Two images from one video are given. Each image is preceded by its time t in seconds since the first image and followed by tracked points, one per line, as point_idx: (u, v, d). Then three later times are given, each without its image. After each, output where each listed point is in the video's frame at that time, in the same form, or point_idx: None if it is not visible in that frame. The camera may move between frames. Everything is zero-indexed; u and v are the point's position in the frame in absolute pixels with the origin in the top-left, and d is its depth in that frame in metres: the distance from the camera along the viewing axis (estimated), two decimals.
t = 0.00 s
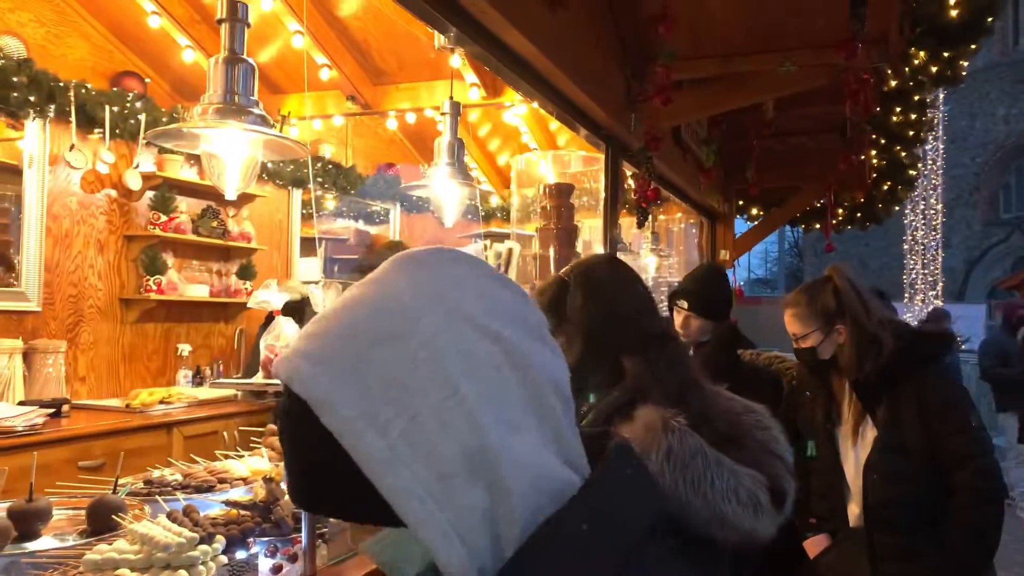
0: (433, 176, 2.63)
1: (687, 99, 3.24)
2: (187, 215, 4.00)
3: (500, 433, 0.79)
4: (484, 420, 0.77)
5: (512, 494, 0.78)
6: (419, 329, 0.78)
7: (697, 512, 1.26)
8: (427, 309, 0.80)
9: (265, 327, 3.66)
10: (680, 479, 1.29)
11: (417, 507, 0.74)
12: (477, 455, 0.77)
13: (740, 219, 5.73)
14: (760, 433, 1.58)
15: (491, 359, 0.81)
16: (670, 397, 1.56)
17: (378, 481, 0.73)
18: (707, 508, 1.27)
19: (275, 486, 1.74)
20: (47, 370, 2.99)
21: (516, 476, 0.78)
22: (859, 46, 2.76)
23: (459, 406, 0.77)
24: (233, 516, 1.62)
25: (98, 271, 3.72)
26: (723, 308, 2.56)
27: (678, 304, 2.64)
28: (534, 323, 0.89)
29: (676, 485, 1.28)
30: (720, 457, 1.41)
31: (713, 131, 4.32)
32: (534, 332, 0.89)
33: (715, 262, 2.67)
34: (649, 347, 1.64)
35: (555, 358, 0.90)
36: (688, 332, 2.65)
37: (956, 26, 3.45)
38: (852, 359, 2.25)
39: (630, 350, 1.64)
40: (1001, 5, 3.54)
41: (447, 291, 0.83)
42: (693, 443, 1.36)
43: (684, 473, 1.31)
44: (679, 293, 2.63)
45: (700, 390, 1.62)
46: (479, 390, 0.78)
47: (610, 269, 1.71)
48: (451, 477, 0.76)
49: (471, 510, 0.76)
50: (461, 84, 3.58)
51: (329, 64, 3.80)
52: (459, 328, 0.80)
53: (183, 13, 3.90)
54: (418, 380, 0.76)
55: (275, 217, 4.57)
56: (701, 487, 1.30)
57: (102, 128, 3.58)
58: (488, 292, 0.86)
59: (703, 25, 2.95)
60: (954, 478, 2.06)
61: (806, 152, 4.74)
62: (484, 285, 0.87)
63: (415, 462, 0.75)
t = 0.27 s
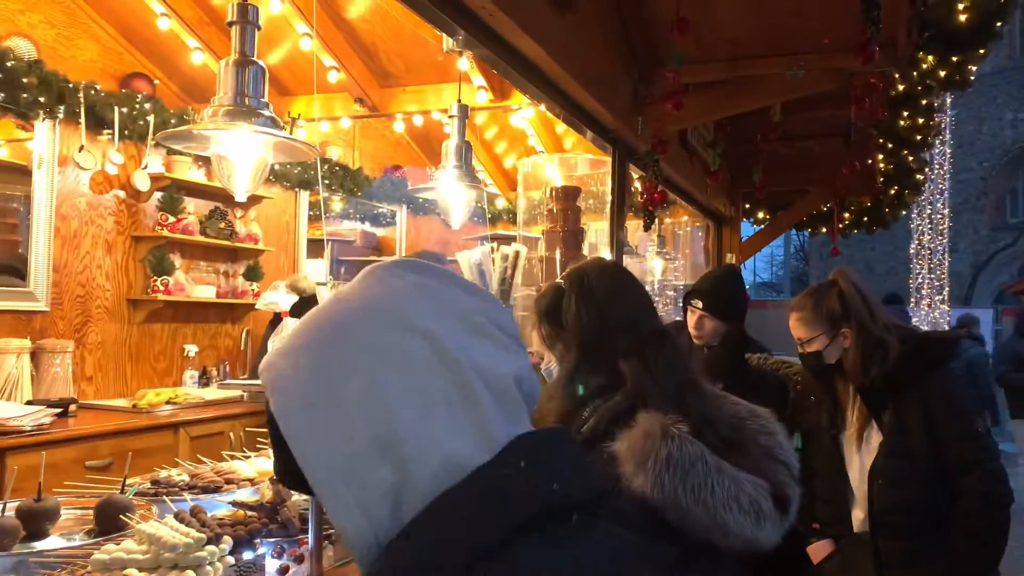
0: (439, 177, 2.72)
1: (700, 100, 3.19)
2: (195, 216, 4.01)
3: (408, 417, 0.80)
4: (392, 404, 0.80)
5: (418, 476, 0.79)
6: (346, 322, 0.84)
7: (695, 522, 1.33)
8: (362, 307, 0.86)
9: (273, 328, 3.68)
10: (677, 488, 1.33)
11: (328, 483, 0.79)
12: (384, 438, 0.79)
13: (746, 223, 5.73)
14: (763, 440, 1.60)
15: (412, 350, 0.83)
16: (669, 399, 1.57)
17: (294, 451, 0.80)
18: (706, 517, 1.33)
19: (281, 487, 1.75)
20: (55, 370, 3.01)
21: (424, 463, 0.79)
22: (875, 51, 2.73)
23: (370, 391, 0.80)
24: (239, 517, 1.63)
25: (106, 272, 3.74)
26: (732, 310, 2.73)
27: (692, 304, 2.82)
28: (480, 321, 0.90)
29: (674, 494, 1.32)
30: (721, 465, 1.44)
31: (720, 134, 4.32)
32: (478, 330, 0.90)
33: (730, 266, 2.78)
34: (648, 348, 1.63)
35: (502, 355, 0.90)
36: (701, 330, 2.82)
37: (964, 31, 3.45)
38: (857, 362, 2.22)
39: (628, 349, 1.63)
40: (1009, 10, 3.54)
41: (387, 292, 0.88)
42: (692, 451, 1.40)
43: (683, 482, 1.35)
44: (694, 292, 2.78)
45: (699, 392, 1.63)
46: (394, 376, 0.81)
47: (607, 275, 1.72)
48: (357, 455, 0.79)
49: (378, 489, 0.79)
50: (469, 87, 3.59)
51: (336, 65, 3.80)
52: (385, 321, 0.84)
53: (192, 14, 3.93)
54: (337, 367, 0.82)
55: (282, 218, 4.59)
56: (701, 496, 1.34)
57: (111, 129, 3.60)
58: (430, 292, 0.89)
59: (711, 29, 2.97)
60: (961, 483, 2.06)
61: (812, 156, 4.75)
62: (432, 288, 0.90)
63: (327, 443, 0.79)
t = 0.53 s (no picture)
0: (449, 181, 2.62)
1: (706, 102, 3.23)
2: (205, 218, 4.03)
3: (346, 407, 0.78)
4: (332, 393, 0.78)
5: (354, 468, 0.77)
6: (306, 317, 0.84)
7: (701, 530, 1.44)
8: (324, 304, 0.85)
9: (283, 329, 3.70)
10: (683, 500, 1.42)
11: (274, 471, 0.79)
12: (319, 420, 0.77)
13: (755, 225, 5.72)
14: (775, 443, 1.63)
15: (359, 342, 0.81)
16: (675, 403, 1.57)
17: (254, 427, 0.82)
18: (711, 526, 1.43)
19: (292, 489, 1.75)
20: (67, 372, 3.01)
21: (356, 445, 0.77)
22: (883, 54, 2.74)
23: (312, 381, 0.79)
24: (251, 519, 1.63)
25: (117, 274, 3.75)
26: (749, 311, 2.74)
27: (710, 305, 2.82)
28: (442, 318, 0.86)
29: (680, 506, 1.42)
30: (731, 471, 1.49)
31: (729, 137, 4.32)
32: (439, 326, 0.86)
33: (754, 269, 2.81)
34: (653, 350, 1.65)
35: (464, 353, 0.85)
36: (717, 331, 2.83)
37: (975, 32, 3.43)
38: (868, 364, 2.23)
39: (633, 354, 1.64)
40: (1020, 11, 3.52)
41: (353, 290, 0.87)
42: (700, 460, 1.46)
43: (690, 494, 1.43)
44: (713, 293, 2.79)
45: (706, 396, 1.63)
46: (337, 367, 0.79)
47: (612, 277, 1.73)
48: (298, 445, 0.78)
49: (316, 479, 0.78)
50: (478, 89, 3.59)
51: (345, 68, 3.80)
52: (338, 315, 0.83)
53: (202, 17, 3.95)
54: (289, 360, 0.81)
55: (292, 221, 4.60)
56: (707, 507, 1.43)
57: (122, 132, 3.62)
58: (393, 289, 0.87)
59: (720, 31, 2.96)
60: (971, 487, 2.05)
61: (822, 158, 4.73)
62: (400, 286, 0.88)
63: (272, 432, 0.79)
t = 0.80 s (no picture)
0: (461, 181, 2.63)
1: (720, 100, 3.19)
2: (218, 220, 4.05)
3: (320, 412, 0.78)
4: (305, 398, 0.79)
5: (328, 473, 0.78)
6: (278, 320, 0.84)
7: (714, 528, 1.42)
8: (296, 306, 0.85)
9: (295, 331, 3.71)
10: (693, 499, 1.41)
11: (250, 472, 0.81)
12: (293, 427, 0.78)
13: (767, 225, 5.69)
14: (789, 440, 1.60)
15: (330, 345, 0.81)
16: (686, 402, 1.57)
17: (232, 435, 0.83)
18: (724, 525, 1.41)
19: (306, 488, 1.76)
20: (82, 374, 3.03)
21: (332, 452, 0.78)
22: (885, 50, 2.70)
23: (286, 386, 0.80)
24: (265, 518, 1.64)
25: (131, 276, 3.78)
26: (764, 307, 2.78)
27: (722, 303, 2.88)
28: (416, 319, 0.86)
29: (690, 505, 1.41)
30: (743, 469, 1.45)
31: (740, 135, 4.31)
32: (413, 328, 0.86)
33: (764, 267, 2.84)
34: (667, 349, 1.64)
35: (439, 354, 0.85)
36: (730, 330, 2.87)
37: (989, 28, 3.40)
38: (881, 364, 2.21)
39: (643, 354, 1.64)
40: None
41: (325, 291, 0.86)
42: (710, 458, 1.44)
43: (700, 492, 1.41)
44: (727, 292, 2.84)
45: (719, 394, 1.62)
46: (309, 372, 0.80)
47: (620, 276, 1.73)
48: (274, 449, 0.80)
49: (291, 483, 0.79)
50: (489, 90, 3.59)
51: (355, 70, 3.80)
52: (307, 317, 0.82)
53: (215, 21, 3.97)
54: (261, 363, 0.82)
55: (304, 223, 4.61)
56: (719, 505, 1.41)
57: (136, 135, 3.64)
58: (367, 290, 0.86)
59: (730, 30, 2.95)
60: (988, 486, 2.03)
61: (833, 156, 4.70)
62: (373, 287, 0.87)
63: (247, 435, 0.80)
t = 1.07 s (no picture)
0: (474, 168, 2.64)
1: (736, 87, 3.20)
2: (235, 210, 4.06)
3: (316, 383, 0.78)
4: (300, 371, 0.79)
5: (327, 444, 0.78)
6: (267, 296, 0.84)
7: (734, 503, 1.42)
8: (284, 282, 0.85)
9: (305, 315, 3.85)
10: (712, 474, 1.41)
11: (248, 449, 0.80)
12: (292, 403, 0.78)
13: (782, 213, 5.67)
14: (807, 416, 1.61)
15: (323, 321, 0.81)
16: (702, 379, 1.57)
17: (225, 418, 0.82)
18: (744, 499, 1.41)
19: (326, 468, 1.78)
20: (102, 362, 3.07)
21: (331, 428, 0.78)
22: (902, 31, 2.74)
23: (279, 360, 0.80)
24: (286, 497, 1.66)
25: (150, 266, 3.82)
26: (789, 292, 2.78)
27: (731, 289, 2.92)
28: (406, 290, 0.86)
29: (710, 480, 1.42)
30: (761, 443, 1.46)
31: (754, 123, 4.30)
32: (404, 299, 0.86)
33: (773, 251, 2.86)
34: (683, 328, 1.64)
35: (432, 324, 0.85)
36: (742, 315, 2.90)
37: (1008, 12, 3.37)
38: (903, 347, 2.21)
39: (660, 334, 1.65)
40: None
41: (313, 266, 0.86)
42: (728, 434, 1.45)
43: (720, 467, 1.41)
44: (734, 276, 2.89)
45: (738, 373, 1.63)
46: (303, 344, 0.80)
47: (634, 258, 1.73)
48: (271, 426, 0.79)
49: (290, 457, 0.79)
50: (503, 78, 3.58)
51: (371, 61, 3.77)
52: (298, 295, 0.82)
53: (230, 12, 3.99)
54: (253, 339, 0.82)
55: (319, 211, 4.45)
56: (739, 478, 1.41)
57: (153, 126, 3.66)
58: (356, 263, 0.86)
59: (745, 16, 2.93)
60: (1010, 469, 2.02)
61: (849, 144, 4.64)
62: (361, 260, 0.87)
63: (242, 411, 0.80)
